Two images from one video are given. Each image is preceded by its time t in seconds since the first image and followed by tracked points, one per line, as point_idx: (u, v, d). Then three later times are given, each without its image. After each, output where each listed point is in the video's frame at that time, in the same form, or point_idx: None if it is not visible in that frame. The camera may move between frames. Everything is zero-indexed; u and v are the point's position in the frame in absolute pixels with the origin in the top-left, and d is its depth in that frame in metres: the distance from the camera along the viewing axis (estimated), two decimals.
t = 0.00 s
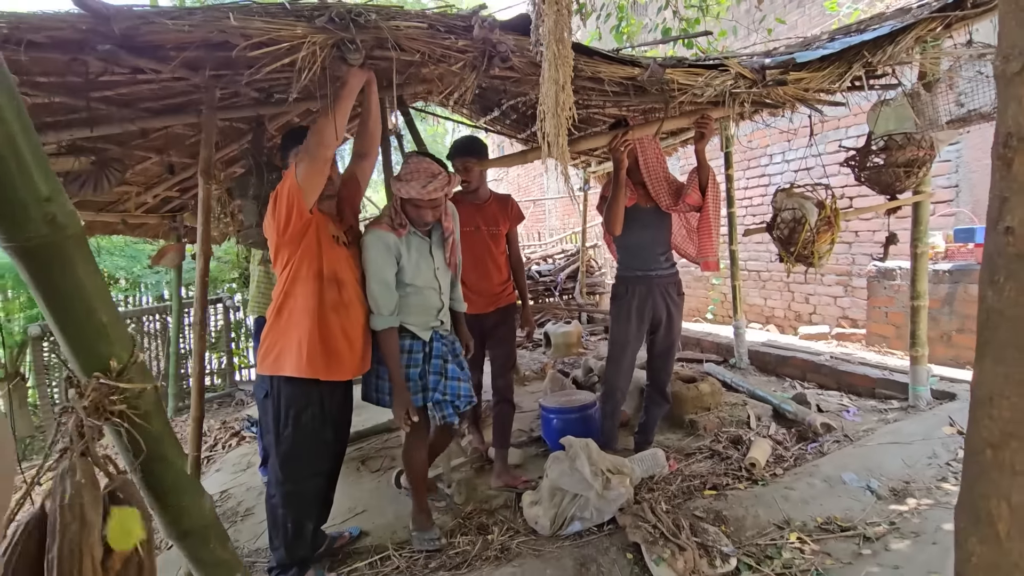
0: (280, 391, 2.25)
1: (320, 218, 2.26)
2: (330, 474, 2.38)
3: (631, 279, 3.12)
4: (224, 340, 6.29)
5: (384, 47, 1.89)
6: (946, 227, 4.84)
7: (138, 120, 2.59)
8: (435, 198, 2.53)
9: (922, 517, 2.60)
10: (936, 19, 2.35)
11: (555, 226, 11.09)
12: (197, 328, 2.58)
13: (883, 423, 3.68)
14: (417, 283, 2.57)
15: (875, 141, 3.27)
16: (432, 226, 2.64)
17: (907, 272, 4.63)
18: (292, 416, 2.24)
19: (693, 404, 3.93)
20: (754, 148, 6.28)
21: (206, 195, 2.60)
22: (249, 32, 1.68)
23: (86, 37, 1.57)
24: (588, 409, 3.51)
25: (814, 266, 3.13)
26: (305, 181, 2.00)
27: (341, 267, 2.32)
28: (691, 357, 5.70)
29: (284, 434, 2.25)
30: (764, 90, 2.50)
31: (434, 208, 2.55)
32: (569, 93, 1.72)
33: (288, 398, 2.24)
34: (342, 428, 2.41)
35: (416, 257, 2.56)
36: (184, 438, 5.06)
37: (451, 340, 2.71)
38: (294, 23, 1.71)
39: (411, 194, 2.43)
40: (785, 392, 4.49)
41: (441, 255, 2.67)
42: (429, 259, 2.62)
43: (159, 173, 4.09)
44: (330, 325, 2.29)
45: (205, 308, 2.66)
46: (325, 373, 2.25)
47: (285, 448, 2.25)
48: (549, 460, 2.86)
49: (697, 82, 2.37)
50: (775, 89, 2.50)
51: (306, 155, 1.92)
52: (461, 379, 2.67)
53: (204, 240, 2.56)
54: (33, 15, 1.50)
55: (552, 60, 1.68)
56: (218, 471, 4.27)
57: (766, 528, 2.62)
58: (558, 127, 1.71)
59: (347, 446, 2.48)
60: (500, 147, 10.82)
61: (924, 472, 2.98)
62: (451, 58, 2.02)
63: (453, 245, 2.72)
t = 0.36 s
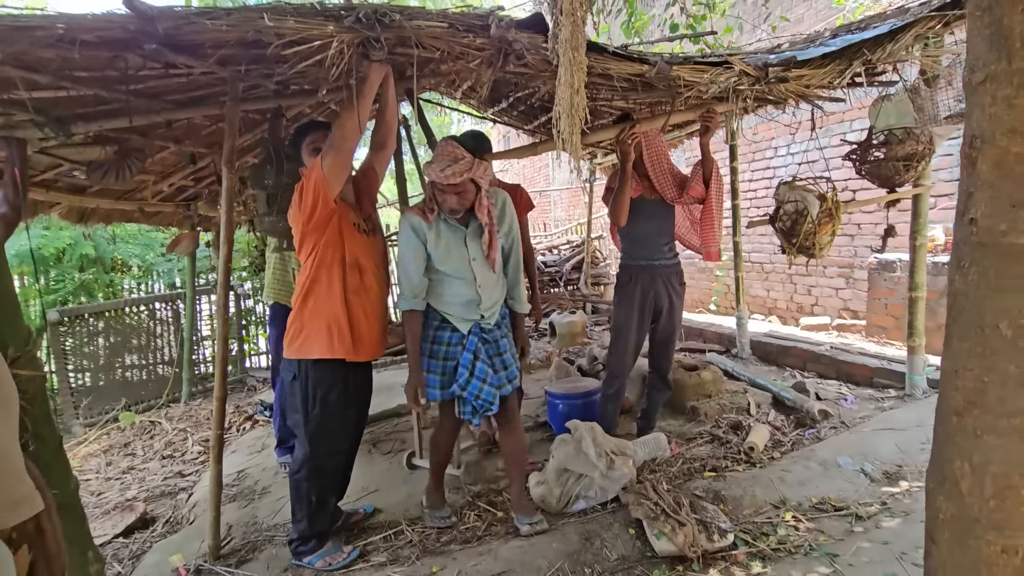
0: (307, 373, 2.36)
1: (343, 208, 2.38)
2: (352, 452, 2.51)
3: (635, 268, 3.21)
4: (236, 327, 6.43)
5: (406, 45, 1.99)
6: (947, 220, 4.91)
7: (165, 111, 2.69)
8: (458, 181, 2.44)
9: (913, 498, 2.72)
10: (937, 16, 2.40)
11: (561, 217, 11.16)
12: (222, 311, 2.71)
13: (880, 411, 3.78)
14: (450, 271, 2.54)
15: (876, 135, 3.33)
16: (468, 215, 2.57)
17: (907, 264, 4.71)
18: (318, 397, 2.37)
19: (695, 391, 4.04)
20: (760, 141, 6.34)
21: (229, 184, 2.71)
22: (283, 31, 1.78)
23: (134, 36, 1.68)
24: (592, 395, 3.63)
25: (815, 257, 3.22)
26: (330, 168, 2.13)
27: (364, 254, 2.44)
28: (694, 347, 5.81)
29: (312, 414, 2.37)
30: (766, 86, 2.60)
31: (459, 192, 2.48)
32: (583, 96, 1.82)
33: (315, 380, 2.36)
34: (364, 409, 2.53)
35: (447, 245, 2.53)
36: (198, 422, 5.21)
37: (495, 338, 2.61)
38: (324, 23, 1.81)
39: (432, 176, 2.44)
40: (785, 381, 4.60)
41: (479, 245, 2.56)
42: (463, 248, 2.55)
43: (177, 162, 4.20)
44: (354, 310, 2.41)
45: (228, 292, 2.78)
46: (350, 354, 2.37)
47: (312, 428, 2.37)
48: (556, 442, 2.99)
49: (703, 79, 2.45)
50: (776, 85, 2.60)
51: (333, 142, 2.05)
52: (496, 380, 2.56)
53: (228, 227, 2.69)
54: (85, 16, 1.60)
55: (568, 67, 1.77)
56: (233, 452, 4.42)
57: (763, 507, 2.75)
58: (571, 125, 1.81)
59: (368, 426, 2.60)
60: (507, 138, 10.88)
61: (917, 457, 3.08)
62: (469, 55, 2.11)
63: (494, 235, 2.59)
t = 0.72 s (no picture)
0: (308, 372, 2.44)
1: (347, 213, 2.45)
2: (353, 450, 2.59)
3: (636, 270, 3.25)
4: (250, 325, 6.58)
5: (406, 58, 2.05)
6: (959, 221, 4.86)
7: (180, 119, 2.78)
8: (447, 187, 2.29)
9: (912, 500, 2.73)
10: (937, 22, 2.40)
11: (572, 216, 11.16)
12: (233, 312, 2.81)
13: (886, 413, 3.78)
14: (462, 279, 2.51)
15: (881, 137, 3.32)
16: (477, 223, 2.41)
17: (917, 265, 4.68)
18: (318, 395, 2.45)
19: (699, 392, 4.07)
20: (770, 140, 6.30)
21: (241, 190, 2.80)
22: (288, 48, 1.85)
23: (146, 55, 1.76)
24: (596, 395, 3.67)
25: (817, 259, 3.22)
26: (334, 176, 2.20)
27: (368, 259, 2.52)
28: (702, 347, 5.81)
29: (313, 412, 2.45)
30: (763, 94, 2.61)
31: (453, 200, 2.33)
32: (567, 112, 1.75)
33: (316, 379, 2.44)
34: (364, 408, 2.60)
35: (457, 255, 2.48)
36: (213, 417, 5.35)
37: (509, 357, 2.49)
38: (326, 39, 1.88)
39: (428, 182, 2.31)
40: (791, 382, 4.60)
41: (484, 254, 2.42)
42: (471, 258, 2.45)
43: (193, 166, 4.31)
44: (357, 313, 2.49)
45: (239, 295, 2.87)
46: (351, 356, 2.45)
47: (313, 425, 2.46)
48: (557, 441, 3.03)
49: (699, 86, 2.47)
50: (773, 92, 2.60)
51: (337, 152, 2.13)
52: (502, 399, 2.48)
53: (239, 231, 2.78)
54: (101, 35, 1.69)
55: (553, 88, 1.72)
56: (247, 447, 4.54)
57: (762, 508, 2.78)
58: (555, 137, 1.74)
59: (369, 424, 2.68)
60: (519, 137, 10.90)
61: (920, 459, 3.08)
62: (467, 67, 2.17)
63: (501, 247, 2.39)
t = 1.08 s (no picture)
0: (300, 364, 2.52)
1: (339, 209, 2.52)
2: (345, 440, 2.66)
3: (630, 266, 3.25)
4: (264, 320, 6.73)
5: (387, 57, 2.11)
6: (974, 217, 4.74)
7: (186, 118, 2.88)
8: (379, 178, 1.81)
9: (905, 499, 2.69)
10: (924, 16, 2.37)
11: (587, 213, 11.12)
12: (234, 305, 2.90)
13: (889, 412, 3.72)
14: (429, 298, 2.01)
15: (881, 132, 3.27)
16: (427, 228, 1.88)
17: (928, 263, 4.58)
18: (309, 386, 2.53)
19: (699, 389, 4.05)
20: (781, 136, 6.21)
21: (241, 187, 2.90)
22: (270, 49, 1.93)
23: (136, 57, 1.86)
24: (594, 391, 3.69)
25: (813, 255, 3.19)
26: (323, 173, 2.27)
27: (359, 254, 2.59)
28: (710, 345, 5.77)
29: (304, 402, 2.53)
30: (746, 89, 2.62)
31: (391, 197, 1.83)
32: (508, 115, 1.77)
33: (307, 370, 2.52)
34: (356, 399, 2.67)
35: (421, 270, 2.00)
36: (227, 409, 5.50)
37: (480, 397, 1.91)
38: (308, 39, 1.96)
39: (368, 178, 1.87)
40: (796, 381, 4.54)
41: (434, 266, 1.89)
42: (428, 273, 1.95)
43: (204, 164, 4.44)
44: (347, 306, 2.56)
45: (240, 288, 2.97)
46: (341, 348, 2.53)
47: (304, 415, 2.54)
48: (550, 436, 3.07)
49: (680, 81, 2.50)
50: (756, 87, 2.61)
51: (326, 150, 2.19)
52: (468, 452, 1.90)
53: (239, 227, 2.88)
54: (93, 40, 1.79)
55: (494, 86, 1.72)
56: (256, 437, 4.67)
57: (751, 504, 2.78)
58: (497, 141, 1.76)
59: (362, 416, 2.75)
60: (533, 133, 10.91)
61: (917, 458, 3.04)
62: (447, 66, 2.22)
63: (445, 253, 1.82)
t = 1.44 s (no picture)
0: (319, 364, 2.57)
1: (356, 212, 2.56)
2: (363, 440, 2.69)
3: (646, 266, 3.22)
4: (288, 321, 6.86)
5: (401, 61, 2.14)
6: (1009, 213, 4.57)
7: (209, 125, 2.96)
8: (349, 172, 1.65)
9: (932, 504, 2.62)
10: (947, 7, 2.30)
11: (607, 213, 11.05)
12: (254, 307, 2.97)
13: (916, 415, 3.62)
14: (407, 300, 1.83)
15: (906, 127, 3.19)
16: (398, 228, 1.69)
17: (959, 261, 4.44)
18: (328, 386, 2.57)
19: (720, 391, 3.99)
20: (804, 132, 6.09)
21: (261, 190, 2.96)
22: (285, 55, 1.98)
23: (158, 67, 1.92)
24: (612, 392, 3.67)
25: (836, 254, 3.12)
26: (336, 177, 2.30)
27: (376, 255, 2.61)
28: (732, 346, 5.68)
29: (324, 402, 2.58)
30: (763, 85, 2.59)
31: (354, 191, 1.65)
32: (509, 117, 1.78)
33: (325, 370, 2.57)
34: (374, 399, 2.70)
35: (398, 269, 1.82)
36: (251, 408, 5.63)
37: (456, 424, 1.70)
38: (323, 45, 2.00)
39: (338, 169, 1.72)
40: (820, 383, 4.45)
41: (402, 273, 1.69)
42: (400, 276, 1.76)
43: (229, 169, 4.55)
44: (365, 307, 2.59)
45: (261, 290, 3.04)
46: (359, 349, 2.55)
47: (323, 415, 2.58)
48: (567, 437, 3.07)
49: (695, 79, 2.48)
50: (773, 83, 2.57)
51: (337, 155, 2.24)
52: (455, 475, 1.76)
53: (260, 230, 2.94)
54: (118, 51, 1.86)
55: (496, 89, 1.74)
56: (279, 436, 4.75)
57: (771, 509, 2.73)
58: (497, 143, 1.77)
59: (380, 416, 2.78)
60: (552, 134, 10.90)
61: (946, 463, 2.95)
62: (459, 69, 2.23)
63: (406, 266, 1.60)
